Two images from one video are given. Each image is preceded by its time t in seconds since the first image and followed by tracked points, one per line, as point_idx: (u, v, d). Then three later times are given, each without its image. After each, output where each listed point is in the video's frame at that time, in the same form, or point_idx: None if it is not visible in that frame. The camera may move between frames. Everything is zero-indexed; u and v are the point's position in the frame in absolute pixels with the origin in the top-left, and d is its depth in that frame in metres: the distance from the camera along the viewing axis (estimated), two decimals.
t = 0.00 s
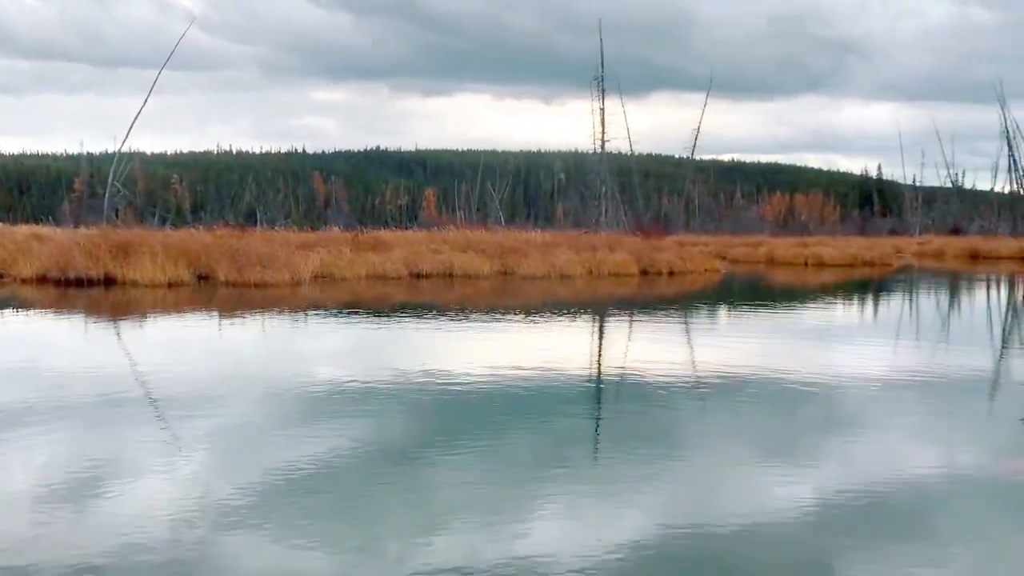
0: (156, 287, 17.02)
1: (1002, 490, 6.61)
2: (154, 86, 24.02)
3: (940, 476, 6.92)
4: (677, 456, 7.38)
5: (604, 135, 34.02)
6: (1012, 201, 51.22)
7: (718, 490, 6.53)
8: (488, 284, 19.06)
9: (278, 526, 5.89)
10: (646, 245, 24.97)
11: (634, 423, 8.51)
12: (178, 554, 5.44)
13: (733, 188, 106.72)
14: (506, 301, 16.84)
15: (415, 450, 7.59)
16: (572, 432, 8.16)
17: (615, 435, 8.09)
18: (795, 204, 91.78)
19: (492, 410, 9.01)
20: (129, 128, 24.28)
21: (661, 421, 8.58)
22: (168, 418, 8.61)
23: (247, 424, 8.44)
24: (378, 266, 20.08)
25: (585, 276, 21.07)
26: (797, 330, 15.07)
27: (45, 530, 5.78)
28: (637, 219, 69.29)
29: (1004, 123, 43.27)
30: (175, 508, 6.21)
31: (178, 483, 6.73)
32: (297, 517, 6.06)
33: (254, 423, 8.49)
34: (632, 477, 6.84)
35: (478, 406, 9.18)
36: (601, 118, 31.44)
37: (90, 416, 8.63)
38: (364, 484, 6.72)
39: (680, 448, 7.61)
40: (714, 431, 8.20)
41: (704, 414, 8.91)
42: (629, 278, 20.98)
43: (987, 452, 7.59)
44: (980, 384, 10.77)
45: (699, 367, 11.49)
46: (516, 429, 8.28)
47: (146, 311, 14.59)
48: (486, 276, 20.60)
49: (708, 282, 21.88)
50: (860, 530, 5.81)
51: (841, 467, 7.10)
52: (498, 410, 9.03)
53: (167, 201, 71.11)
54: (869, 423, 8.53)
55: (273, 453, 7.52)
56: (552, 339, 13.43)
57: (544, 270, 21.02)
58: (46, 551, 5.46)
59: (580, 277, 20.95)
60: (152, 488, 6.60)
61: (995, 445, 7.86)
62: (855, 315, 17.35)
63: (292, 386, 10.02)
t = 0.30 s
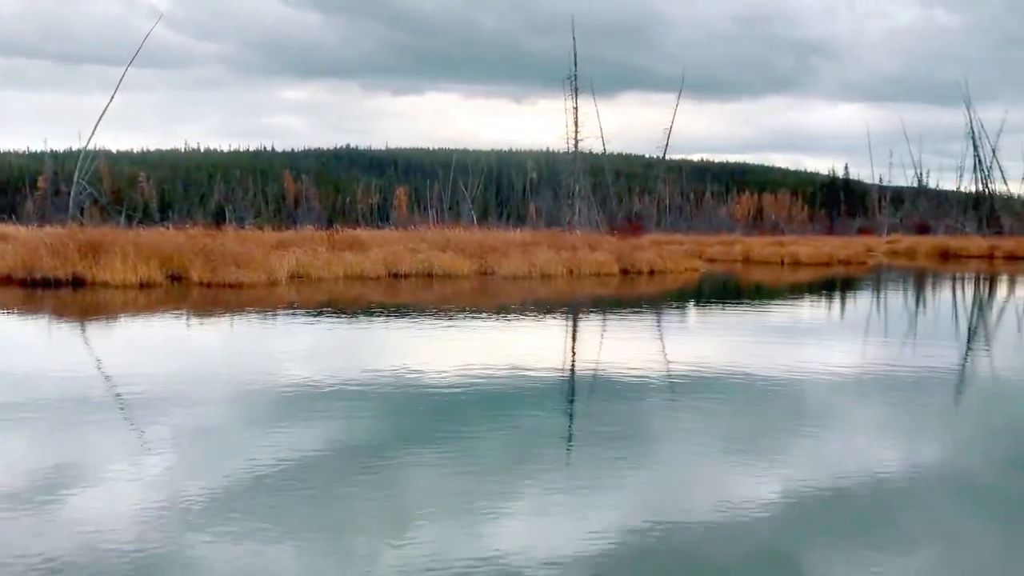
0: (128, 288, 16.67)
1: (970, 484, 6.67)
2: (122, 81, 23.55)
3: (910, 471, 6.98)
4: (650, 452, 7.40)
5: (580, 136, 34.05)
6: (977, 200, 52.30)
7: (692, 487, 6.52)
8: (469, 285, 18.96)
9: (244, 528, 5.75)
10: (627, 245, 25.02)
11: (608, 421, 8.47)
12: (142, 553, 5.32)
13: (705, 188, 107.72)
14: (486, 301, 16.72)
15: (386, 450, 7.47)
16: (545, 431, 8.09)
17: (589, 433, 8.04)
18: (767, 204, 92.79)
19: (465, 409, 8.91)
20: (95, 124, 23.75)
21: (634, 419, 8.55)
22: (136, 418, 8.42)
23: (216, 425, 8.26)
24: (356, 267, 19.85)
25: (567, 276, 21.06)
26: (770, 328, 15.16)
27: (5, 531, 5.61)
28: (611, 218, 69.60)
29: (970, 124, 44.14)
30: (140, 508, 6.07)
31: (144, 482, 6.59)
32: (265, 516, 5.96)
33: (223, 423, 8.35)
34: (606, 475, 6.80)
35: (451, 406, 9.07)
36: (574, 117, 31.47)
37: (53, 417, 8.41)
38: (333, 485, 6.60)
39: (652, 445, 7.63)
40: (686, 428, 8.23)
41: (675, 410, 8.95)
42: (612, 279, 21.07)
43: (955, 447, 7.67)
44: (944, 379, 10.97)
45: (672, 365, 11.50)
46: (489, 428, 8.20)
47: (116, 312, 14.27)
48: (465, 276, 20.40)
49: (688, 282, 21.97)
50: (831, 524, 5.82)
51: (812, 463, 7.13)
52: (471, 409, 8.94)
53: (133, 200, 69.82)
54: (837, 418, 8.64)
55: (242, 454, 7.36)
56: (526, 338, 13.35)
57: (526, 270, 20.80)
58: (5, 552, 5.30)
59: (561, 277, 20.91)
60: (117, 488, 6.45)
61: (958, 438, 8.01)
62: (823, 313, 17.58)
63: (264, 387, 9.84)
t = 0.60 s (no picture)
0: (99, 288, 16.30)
1: (935, 479, 6.76)
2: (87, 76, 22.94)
3: (878, 467, 7.05)
4: (621, 450, 7.41)
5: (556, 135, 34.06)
6: (944, 199, 53.33)
7: (664, 485, 6.52)
8: (449, 284, 18.85)
9: (210, 530, 5.64)
10: (607, 245, 25.06)
11: (580, 420, 8.44)
12: (106, 557, 5.19)
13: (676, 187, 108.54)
14: (466, 301, 16.62)
15: (356, 451, 7.38)
16: (518, 430, 8.04)
17: (560, 431, 8.04)
18: (739, 204, 93.76)
19: (437, 409, 8.83)
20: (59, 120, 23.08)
21: (606, 417, 8.54)
22: (101, 420, 8.22)
23: (183, 426, 8.10)
24: (333, 266, 19.63)
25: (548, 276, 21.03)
26: (742, 326, 15.27)
27: None
28: (586, 218, 69.83)
29: (936, 124, 44.99)
30: (104, 511, 5.92)
31: (108, 485, 6.43)
32: (232, 517, 5.85)
33: (191, 424, 8.18)
34: (578, 474, 6.77)
35: (423, 406, 8.98)
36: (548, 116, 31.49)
37: (15, 420, 8.18)
38: (302, 486, 6.49)
39: (625, 443, 7.64)
40: (658, 425, 8.26)
41: (647, 408, 8.98)
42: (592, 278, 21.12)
43: (922, 443, 7.77)
44: (908, 376, 11.17)
45: (645, 363, 11.52)
46: (461, 428, 8.13)
47: (87, 314, 13.94)
48: (445, 276, 20.26)
49: (668, 282, 22.08)
50: (800, 519, 5.86)
51: (783, 459, 7.17)
52: (442, 408, 8.89)
53: (98, 198, 68.41)
54: (804, 415, 8.73)
55: (209, 455, 7.23)
56: (500, 337, 13.30)
57: (506, 270, 20.74)
58: None
59: (542, 276, 20.88)
60: (79, 491, 6.29)
61: (921, 433, 8.14)
62: (791, 311, 17.81)
63: (235, 387, 9.67)
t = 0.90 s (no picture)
0: (68, 289, 15.92)
1: (906, 477, 6.78)
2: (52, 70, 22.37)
3: (850, 464, 7.06)
4: (596, 447, 7.42)
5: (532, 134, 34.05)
6: (912, 198, 54.29)
7: (638, 484, 6.48)
8: (429, 284, 18.71)
9: (179, 530, 5.53)
10: (588, 244, 25.06)
11: (555, 420, 8.37)
12: (72, 557, 5.06)
13: (650, 187, 109.22)
14: (445, 301, 16.52)
15: (326, 452, 7.23)
16: (492, 430, 7.94)
17: (535, 429, 8.03)
18: (712, 204, 94.60)
19: (410, 410, 8.70)
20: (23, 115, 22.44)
21: (581, 417, 8.48)
22: (67, 421, 8.03)
23: (148, 427, 7.89)
24: (311, 266, 19.38)
25: (530, 276, 20.97)
26: (716, 325, 15.33)
27: None
28: (560, 217, 69.90)
29: (905, 124, 45.78)
30: (70, 512, 5.77)
31: (74, 486, 6.27)
32: (202, 517, 5.74)
33: (160, 424, 8.03)
34: (552, 473, 6.70)
35: (394, 406, 8.85)
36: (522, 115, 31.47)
37: None
38: (269, 488, 6.34)
39: (599, 440, 7.65)
40: (632, 423, 8.28)
41: (621, 406, 9.00)
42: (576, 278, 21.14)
43: (893, 440, 7.81)
44: (877, 373, 11.34)
45: (620, 362, 11.49)
46: (434, 428, 8.01)
47: (57, 315, 13.59)
48: (427, 276, 20.11)
49: (649, 281, 22.13)
50: (772, 517, 5.85)
51: (756, 457, 7.16)
52: (416, 407, 8.83)
53: (63, 195, 66.93)
54: (776, 411, 8.82)
55: (173, 457, 7.04)
56: (475, 337, 13.19)
57: (488, 270, 20.62)
58: None
59: (523, 276, 20.81)
60: (44, 492, 6.13)
61: (890, 428, 8.27)
62: (763, 309, 18.01)
63: (206, 387, 9.51)
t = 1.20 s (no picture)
0: (37, 290, 15.52)
1: (873, 472, 6.86)
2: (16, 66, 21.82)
3: (820, 461, 7.12)
4: (570, 447, 7.41)
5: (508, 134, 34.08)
6: (881, 200, 55.24)
7: (610, 482, 6.47)
8: (410, 284, 18.60)
9: (146, 533, 5.41)
10: (568, 244, 25.12)
11: (528, 420, 8.34)
12: (34, 562, 4.93)
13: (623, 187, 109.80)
14: (425, 301, 16.40)
15: (297, 453, 7.13)
16: (465, 431, 7.88)
17: (508, 429, 8.00)
18: (686, 204, 95.42)
19: (382, 410, 8.62)
20: None
21: (554, 417, 8.45)
22: (31, 423, 7.82)
23: (114, 429, 7.73)
24: (289, 266, 19.13)
25: (512, 276, 20.93)
26: (691, 325, 15.42)
27: None
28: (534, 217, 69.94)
29: (874, 126, 46.60)
30: (34, 516, 5.62)
31: (38, 490, 6.11)
32: (170, 520, 5.63)
33: (127, 426, 7.86)
34: (524, 473, 6.67)
35: (366, 407, 8.75)
36: (496, 116, 31.44)
37: None
38: (235, 491, 6.22)
39: (573, 439, 7.63)
40: (606, 422, 8.29)
41: (595, 405, 9.01)
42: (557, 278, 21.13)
43: (862, 437, 7.90)
44: (847, 371, 11.49)
45: (594, 362, 11.49)
46: (407, 428, 7.95)
47: (25, 316, 13.24)
48: (408, 276, 19.96)
49: (630, 281, 22.24)
50: (740, 513, 5.87)
51: (728, 455, 7.20)
52: (389, 408, 8.75)
53: (26, 193, 65.43)
54: (748, 409, 8.89)
55: (140, 459, 6.90)
56: (450, 337, 13.14)
57: (469, 270, 20.51)
58: None
59: (504, 276, 20.77)
60: (7, 496, 5.96)
61: (859, 425, 8.37)
62: (735, 309, 18.16)
63: (177, 389, 9.33)
